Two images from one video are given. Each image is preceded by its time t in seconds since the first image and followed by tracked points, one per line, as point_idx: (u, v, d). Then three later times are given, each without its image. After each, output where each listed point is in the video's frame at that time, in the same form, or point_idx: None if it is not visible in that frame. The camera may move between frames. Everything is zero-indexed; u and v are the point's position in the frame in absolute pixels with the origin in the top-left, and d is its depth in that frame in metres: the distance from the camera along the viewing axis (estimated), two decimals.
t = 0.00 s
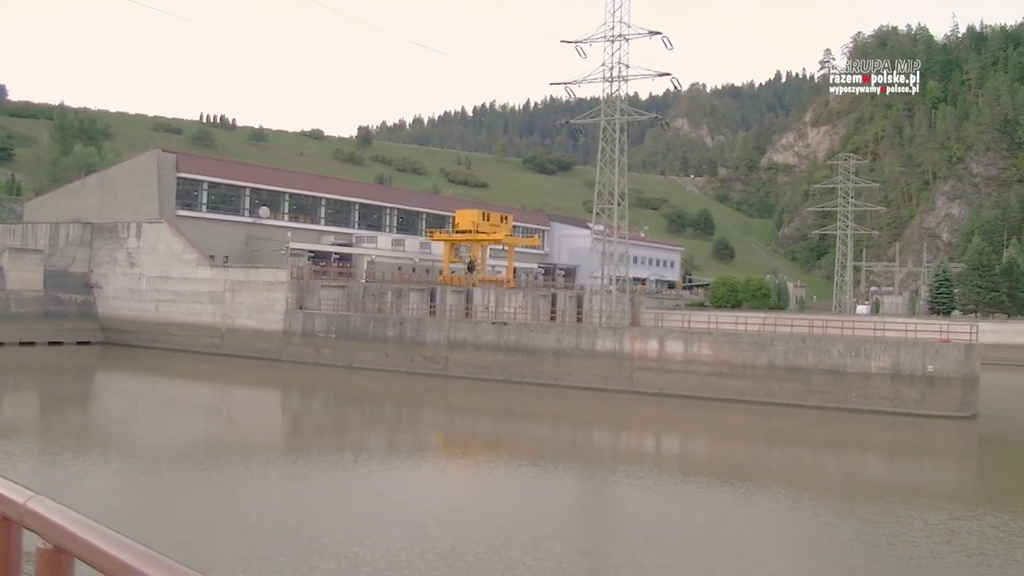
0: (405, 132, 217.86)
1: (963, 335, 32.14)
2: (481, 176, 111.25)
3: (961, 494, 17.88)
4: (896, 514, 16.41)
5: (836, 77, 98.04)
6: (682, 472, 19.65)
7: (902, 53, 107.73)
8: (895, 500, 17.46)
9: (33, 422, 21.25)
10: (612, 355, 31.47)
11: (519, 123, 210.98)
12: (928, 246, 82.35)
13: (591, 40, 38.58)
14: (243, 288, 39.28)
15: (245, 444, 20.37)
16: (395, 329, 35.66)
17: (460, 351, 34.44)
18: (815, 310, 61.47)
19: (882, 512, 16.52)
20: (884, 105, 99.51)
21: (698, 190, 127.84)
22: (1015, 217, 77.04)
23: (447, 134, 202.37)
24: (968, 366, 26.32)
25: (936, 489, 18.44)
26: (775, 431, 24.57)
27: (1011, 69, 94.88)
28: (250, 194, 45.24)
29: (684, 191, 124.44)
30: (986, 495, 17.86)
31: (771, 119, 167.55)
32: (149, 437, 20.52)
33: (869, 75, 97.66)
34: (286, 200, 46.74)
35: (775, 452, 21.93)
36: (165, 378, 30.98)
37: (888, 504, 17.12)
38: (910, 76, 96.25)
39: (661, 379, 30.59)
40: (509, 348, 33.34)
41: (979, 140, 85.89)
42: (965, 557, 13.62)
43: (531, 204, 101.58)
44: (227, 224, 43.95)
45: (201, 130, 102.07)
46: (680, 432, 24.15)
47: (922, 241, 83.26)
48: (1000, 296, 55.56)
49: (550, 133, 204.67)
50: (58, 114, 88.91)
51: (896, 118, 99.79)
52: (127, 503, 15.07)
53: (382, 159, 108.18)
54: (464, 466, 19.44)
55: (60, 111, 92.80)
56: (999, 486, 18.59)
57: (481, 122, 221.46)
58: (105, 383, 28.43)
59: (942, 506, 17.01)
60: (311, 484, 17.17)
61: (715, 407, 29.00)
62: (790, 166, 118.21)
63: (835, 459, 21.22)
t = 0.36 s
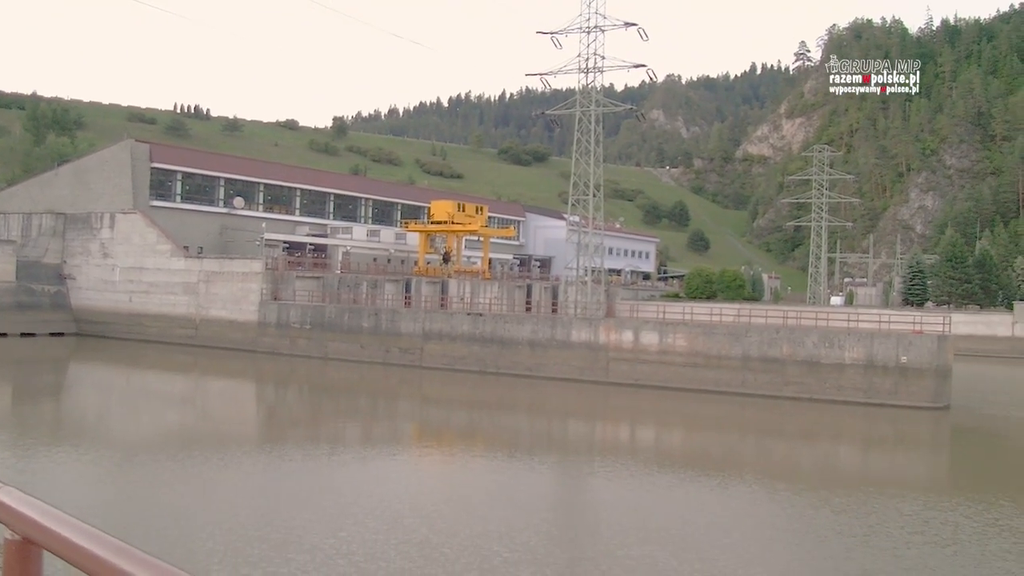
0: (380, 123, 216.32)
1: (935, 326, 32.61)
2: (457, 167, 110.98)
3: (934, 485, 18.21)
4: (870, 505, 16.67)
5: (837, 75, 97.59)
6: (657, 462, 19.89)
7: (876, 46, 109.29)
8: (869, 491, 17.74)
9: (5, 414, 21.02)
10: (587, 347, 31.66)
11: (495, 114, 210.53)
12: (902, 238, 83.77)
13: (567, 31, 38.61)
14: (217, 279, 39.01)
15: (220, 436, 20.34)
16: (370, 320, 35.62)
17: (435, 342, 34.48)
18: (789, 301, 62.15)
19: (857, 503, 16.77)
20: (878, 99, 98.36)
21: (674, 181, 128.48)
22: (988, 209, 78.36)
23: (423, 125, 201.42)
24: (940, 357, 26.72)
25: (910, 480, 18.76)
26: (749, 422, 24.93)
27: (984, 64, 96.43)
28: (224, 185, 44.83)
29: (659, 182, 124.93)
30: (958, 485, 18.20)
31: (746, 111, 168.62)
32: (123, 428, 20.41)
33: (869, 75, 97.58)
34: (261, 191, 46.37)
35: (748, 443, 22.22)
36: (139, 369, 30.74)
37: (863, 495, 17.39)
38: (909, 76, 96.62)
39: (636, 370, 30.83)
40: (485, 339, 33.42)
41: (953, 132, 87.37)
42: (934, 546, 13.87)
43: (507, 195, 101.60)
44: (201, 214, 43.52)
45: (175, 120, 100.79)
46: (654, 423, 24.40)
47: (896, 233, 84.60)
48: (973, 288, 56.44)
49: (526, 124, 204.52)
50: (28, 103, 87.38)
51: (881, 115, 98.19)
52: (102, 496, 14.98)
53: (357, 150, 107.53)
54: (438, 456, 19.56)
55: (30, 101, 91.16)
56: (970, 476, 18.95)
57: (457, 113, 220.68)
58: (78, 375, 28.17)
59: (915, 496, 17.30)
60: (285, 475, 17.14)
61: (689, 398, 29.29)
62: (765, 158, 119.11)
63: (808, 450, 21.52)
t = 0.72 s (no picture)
0: (354, 114, 214.74)
1: (907, 317, 33.06)
2: (432, 157, 110.61)
3: (908, 475, 18.55)
4: (846, 495, 16.92)
5: (836, 74, 96.02)
6: (632, 453, 20.08)
7: (851, 39, 108.88)
8: (845, 481, 18.01)
9: None
10: (563, 337, 31.79)
11: (470, 105, 209.90)
12: (876, 230, 84.94)
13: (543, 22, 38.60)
14: (191, 270, 38.66)
15: (194, 427, 20.24)
16: (345, 311, 35.51)
17: (410, 332, 34.46)
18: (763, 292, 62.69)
19: (833, 494, 17.01)
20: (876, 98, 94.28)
21: (649, 172, 128.93)
22: (961, 202, 81.80)
23: (398, 115, 200.26)
24: (913, 349, 27.05)
25: (883, 470, 19.06)
26: (723, 413, 25.22)
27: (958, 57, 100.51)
28: (198, 175, 44.36)
29: (634, 173, 125.37)
30: (931, 475, 18.53)
31: (720, 103, 169.62)
32: (96, 419, 20.24)
33: (869, 75, 95.50)
34: (235, 181, 45.93)
35: (723, 434, 22.45)
36: (112, 361, 30.41)
37: (839, 485, 17.66)
38: (910, 76, 93.76)
39: (611, 361, 31.02)
40: (460, 330, 33.46)
41: (927, 125, 89.70)
42: (910, 537, 14.12)
43: (483, 186, 101.44)
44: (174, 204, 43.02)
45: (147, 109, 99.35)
46: (629, 414, 24.59)
47: (870, 224, 85.77)
48: (946, 280, 57.35)
49: (501, 115, 204.17)
50: None
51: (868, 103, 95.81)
52: (76, 487, 14.88)
53: (332, 140, 106.74)
54: (413, 447, 19.63)
55: None
56: (943, 467, 19.29)
57: (432, 104, 219.70)
58: (50, 366, 27.84)
59: (890, 487, 17.60)
60: (260, 467, 17.07)
61: (663, 389, 29.53)
62: (739, 149, 119.95)
63: (782, 441, 21.79)
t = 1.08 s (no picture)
0: (329, 105, 213.11)
1: (878, 309, 33.50)
2: (407, 149, 110.19)
3: (880, 467, 18.86)
4: (820, 487, 17.17)
5: (836, 75, 97.38)
6: (608, 445, 20.24)
7: (825, 33, 108.93)
8: (818, 473, 18.29)
9: None
10: (537, 330, 31.89)
11: (445, 97, 209.21)
12: (850, 222, 86.13)
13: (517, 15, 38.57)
14: (165, 262, 38.27)
15: (168, 420, 20.12)
16: (319, 303, 35.35)
17: (384, 325, 34.39)
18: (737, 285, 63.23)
19: (807, 486, 17.25)
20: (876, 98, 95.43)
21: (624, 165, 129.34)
22: (934, 194, 83.17)
23: (372, 107, 199.02)
24: (885, 341, 27.40)
25: (856, 462, 19.36)
26: (696, 404, 25.48)
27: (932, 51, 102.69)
28: (172, 166, 43.87)
29: (608, 166, 125.72)
30: (903, 467, 18.85)
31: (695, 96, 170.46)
32: (68, 412, 20.05)
33: (869, 76, 96.33)
34: (209, 172, 45.51)
35: (696, 425, 22.69)
36: (84, 353, 30.08)
37: (812, 477, 17.92)
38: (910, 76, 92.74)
39: (586, 354, 31.19)
40: (434, 322, 33.45)
41: (900, 118, 91.19)
42: (885, 528, 14.37)
43: (458, 178, 101.24)
44: (148, 196, 42.53)
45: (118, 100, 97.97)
46: (603, 406, 24.78)
47: (843, 217, 86.89)
48: (917, 272, 58.13)
49: (476, 107, 203.61)
50: None
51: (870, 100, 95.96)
52: (49, 482, 14.73)
53: (306, 132, 105.93)
54: (389, 440, 19.64)
55: None
56: (914, 458, 19.63)
57: (407, 96, 218.62)
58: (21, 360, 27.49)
59: (863, 478, 17.88)
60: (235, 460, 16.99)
61: (637, 381, 29.75)
62: (714, 142, 120.69)
63: (756, 433, 22.03)
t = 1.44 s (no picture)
0: (302, 99, 211.44)
1: (848, 303, 33.89)
2: (381, 142, 109.64)
3: (851, 460, 19.14)
4: (792, 480, 17.40)
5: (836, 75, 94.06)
6: (581, 438, 20.37)
7: (798, 27, 109.73)
8: (790, 466, 18.52)
9: None
10: (510, 323, 31.94)
11: (419, 91, 208.37)
12: (822, 216, 87.22)
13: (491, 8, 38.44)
14: (136, 255, 37.84)
15: (138, 414, 19.91)
16: (292, 297, 35.13)
17: (358, 318, 34.27)
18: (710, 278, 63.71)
19: (781, 479, 17.46)
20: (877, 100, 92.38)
21: (598, 159, 129.65)
22: (906, 188, 84.75)
23: (346, 100, 197.55)
24: (857, 334, 27.71)
25: (829, 454, 19.62)
26: (669, 397, 25.70)
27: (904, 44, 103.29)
28: (143, 159, 43.38)
29: (582, 159, 125.97)
30: (874, 460, 19.14)
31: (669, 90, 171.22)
32: (37, 407, 19.82)
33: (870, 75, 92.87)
34: (181, 165, 45.04)
35: (670, 419, 22.89)
36: (54, 348, 29.65)
37: (785, 470, 18.15)
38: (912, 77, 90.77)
39: (559, 347, 31.29)
40: (408, 316, 33.40)
41: (873, 112, 92.32)
42: (858, 521, 14.59)
43: (432, 172, 100.93)
44: (120, 189, 42.01)
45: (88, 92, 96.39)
46: (577, 399, 24.90)
47: (816, 211, 87.93)
48: (889, 265, 58.85)
49: (450, 100, 202.95)
50: None
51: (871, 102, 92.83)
52: (18, 478, 14.53)
53: (279, 125, 104.98)
54: (361, 434, 19.61)
55: None
56: (885, 451, 19.94)
57: (381, 89, 217.39)
58: None
59: (835, 471, 18.14)
60: (207, 455, 16.86)
61: (611, 374, 29.91)
62: (687, 136, 121.36)
63: (729, 426, 22.26)
